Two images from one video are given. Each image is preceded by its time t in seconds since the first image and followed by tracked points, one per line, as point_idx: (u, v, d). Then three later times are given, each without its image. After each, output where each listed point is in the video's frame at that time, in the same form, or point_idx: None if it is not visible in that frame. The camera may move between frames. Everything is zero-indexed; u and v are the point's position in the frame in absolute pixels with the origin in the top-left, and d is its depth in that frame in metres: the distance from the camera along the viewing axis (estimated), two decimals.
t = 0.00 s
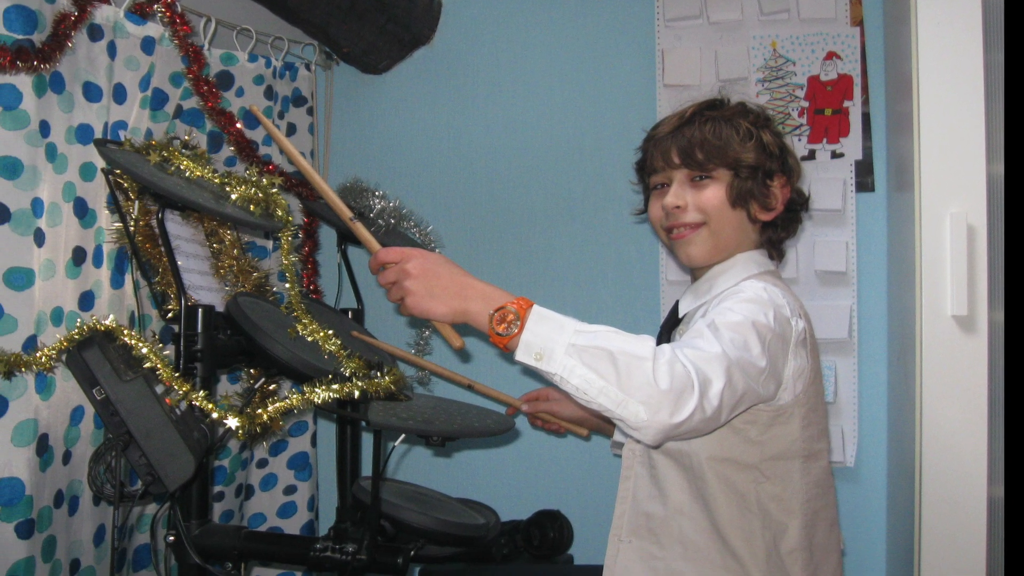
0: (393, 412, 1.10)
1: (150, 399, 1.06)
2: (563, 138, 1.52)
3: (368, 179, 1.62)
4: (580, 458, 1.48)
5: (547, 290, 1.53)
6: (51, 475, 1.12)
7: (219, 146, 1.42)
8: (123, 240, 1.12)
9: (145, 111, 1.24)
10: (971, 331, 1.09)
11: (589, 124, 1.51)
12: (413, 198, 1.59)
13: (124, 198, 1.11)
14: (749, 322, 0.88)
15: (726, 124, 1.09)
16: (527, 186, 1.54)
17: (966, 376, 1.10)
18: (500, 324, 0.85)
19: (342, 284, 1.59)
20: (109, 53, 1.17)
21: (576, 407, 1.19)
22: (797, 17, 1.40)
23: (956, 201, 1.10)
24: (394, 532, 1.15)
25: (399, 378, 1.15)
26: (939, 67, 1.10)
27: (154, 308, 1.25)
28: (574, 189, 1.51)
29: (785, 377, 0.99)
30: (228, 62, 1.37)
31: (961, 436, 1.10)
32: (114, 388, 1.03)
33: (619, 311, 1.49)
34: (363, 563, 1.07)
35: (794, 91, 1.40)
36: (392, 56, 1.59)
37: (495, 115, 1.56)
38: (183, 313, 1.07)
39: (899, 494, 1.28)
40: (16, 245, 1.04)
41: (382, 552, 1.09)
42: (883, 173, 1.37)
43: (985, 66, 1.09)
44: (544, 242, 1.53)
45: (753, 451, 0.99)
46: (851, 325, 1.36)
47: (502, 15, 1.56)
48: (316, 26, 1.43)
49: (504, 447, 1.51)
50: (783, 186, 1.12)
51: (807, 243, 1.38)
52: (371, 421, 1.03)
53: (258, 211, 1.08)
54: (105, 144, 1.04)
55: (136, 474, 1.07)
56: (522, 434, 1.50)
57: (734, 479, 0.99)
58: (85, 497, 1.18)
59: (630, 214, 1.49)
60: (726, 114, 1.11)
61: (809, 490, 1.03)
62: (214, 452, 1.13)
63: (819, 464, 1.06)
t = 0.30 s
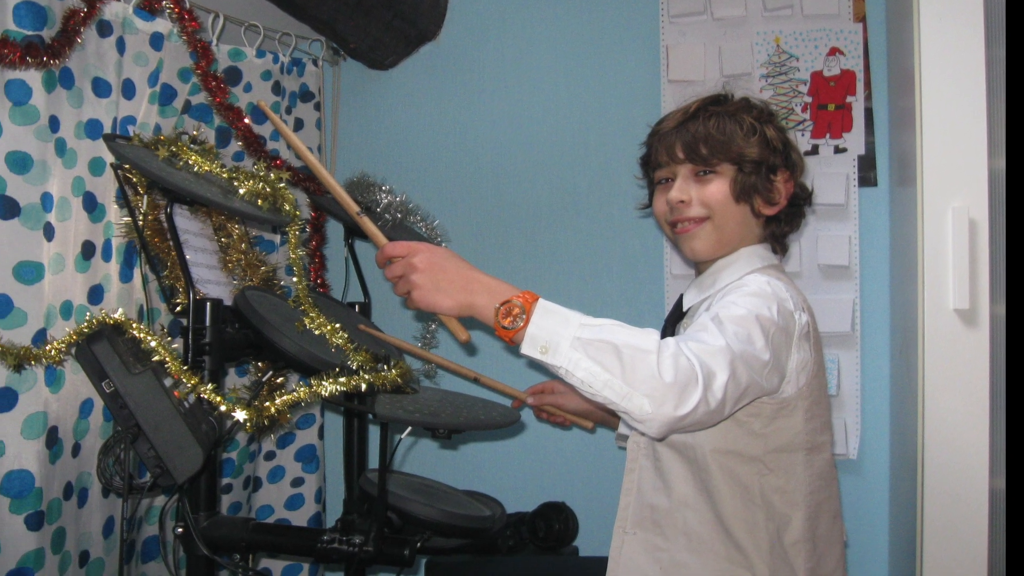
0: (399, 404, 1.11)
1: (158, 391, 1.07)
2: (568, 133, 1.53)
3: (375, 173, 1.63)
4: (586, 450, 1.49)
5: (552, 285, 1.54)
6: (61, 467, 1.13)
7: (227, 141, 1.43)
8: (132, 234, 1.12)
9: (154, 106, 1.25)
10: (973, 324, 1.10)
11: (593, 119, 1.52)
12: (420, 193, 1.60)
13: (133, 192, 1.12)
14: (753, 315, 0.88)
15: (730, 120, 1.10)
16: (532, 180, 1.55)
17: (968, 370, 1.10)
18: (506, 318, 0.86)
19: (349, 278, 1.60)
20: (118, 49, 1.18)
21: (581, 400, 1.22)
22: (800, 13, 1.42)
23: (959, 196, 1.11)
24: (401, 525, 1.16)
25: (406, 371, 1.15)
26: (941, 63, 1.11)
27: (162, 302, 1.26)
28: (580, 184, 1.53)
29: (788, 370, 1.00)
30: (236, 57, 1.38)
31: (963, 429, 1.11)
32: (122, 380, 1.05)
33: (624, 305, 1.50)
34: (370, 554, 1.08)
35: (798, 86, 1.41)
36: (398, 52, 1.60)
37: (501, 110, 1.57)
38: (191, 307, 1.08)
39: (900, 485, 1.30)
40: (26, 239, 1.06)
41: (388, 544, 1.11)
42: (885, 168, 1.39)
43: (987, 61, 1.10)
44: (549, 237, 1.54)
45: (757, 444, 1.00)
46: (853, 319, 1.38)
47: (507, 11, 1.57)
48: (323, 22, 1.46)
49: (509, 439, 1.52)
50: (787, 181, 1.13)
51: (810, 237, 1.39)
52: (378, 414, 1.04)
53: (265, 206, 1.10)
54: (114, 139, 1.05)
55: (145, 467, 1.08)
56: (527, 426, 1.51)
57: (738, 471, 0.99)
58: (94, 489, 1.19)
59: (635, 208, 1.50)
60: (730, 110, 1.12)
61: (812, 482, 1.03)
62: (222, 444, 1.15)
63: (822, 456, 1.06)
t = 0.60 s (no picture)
0: (406, 397, 1.11)
1: (167, 385, 1.08)
2: (573, 128, 1.54)
3: (382, 168, 1.64)
4: (591, 443, 1.51)
5: (558, 279, 1.55)
6: (70, 460, 1.14)
7: (235, 136, 1.44)
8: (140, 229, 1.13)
9: (162, 102, 1.26)
10: (975, 318, 1.11)
11: (598, 115, 1.53)
12: (426, 187, 1.61)
13: (141, 187, 1.13)
14: (756, 309, 0.89)
15: (734, 115, 1.11)
16: (538, 175, 1.56)
17: (970, 363, 1.11)
18: (511, 312, 0.87)
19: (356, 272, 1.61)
20: (126, 45, 1.19)
21: (587, 393, 1.22)
22: (803, 9, 1.43)
23: (961, 191, 1.12)
24: (408, 516, 1.17)
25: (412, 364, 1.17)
26: (943, 59, 1.12)
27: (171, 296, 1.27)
28: (585, 179, 1.54)
29: (793, 363, 1.00)
30: (244, 53, 1.38)
31: (965, 422, 1.11)
32: (131, 373, 1.05)
33: (628, 299, 1.52)
34: (376, 546, 1.09)
35: (801, 82, 1.42)
36: (405, 48, 1.61)
37: (507, 106, 1.58)
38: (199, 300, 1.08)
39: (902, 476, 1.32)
40: (36, 233, 1.07)
41: (395, 535, 1.12)
42: (888, 162, 1.40)
43: (989, 57, 1.10)
44: (554, 231, 1.55)
45: (761, 437, 1.00)
46: (857, 313, 1.39)
47: (513, 7, 1.58)
48: (331, 19, 1.51)
49: (515, 432, 1.54)
50: (790, 175, 1.14)
51: (813, 231, 1.41)
52: (384, 407, 1.05)
53: (273, 200, 1.10)
54: (123, 134, 1.06)
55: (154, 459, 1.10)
56: (532, 419, 1.53)
57: (742, 464, 1.00)
58: (102, 482, 1.20)
59: (639, 203, 1.51)
60: (734, 105, 1.13)
61: (815, 475, 1.03)
62: (231, 437, 1.15)
63: (826, 449, 1.06)
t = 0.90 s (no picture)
0: (412, 390, 1.13)
1: (175, 377, 1.09)
2: (579, 123, 1.56)
3: (389, 164, 1.65)
4: (596, 436, 1.53)
5: (563, 273, 1.56)
6: (80, 452, 1.15)
7: (243, 131, 1.44)
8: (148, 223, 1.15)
9: (171, 97, 1.27)
10: (977, 311, 1.12)
11: (603, 110, 1.54)
12: (432, 182, 1.63)
13: (151, 182, 1.14)
14: (760, 303, 0.90)
15: (738, 110, 1.12)
16: (544, 170, 1.57)
17: (972, 356, 1.12)
18: (517, 305, 0.88)
19: (363, 265, 1.64)
20: (135, 41, 1.21)
21: (591, 387, 1.24)
22: (807, 6, 1.44)
23: (963, 186, 1.12)
24: (414, 508, 1.19)
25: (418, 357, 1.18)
26: (946, 55, 1.12)
27: (179, 290, 1.28)
28: (590, 173, 1.55)
29: (796, 357, 1.01)
30: (252, 49, 1.40)
31: (967, 415, 1.12)
32: (139, 367, 1.07)
33: (633, 293, 1.53)
34: (383, 538, 1.10)
35: (804, 78, 1.44)
36: (411, 44, 1.62)
37: (513, 101, 1.59)
38: (208, 294, 1.10)
39: (904, 467, 1.34)
40: (46, 228, 1.08)
41: (401, 527, 1.12)
42: (891, 157, 1.42)
43: (992, 53, 1.11)
44: (560, 225, 1.56)
45: (764, 429, 1.01)
46: (859, 306, 1.41)
47: (518, 3, 1.59)
48: (337, 14, 1.50)
49: (520, 425, 1.56)
50: (793, 170, 1.14)
51: (816, 226, 1.43)
52: (391, 400, 1.06)
53: (280, 194, 1.10)
54: (132, 129, 1.07)
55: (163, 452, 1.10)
56: (538, 412, 1.55)
57: (746, 456, 1.00)
58: (111, 475, 1.22)
59: (644, 197, 1.52)
60: (738, 101, 1.13)
61: (818, 467, 1.04)
62: (238, 429, 1.16)
63: (829, 442, 1.07)
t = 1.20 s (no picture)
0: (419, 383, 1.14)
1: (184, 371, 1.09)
2: (584, 119, 1.57)
3: (395, 158, 1.67)
4: (601, 429, 1.56)
5: (568, 267, 1.57)
6: (88, 445, 1.16)
7: (250, 126, 1.46)
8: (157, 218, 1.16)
9: (179, 92, 1.28)
10: (978, 305, 1.13)
11: (609, 105, 1.56)
12: (439, 177, 1.64)
13: (159, 176, 1.14)
14: (763, 297, 0.90)
15: (741, 106, 1.12)
16: (549, 165, 1.58)
17: (974, 350, 1.13)
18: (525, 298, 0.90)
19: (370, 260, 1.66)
20: (143, 37, 1.22)
21: (596, 380, 1.23)
22: (810, 2, 1.45)
23: (965, 180, 1.13)
24: (420, 501, 1.20)
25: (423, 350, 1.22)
26: (948, 52, 1.13)
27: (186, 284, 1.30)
28: (595, 168, 1.56)
29: (798, 350, 1.00)
30: (259, 45, 1.40)
31: (969, 408, 1.13)
32: (148, 360, 1.07)
33: (639, 287, 1.53)
34: (390, 529, 1.11)
35: (807, 73, 1.45)
36: (418, 40, 1.62)
37: (518, 96, 1.61)
38: (216, 288, 1.09)
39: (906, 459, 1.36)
40: (55, 221, 1.09)
41: (408, 519, 1.13)
42: (893, 152, 1.43)
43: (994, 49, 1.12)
44: (565, 220, 1.57)
45: (767, 422, 1.01)
46: (862, 301, 1.43)
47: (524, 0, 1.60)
48: (343, 10, 1.50)
49: (526, 418, 1.59)
50: (797, 165, 1.15)
51: (820, 221, 1.45)
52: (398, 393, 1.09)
53: (287, 189, 1.11)
54: (141, 125, 1.07)
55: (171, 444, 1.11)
56: (544, 406, 1.58)
57: (749, 449, 1.00)
58: (120, 467, 1.23)
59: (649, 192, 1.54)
60: (741, 96, 1.14)
61: (821, 461, 1.03)
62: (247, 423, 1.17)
63: (831, 435, 1.07)
